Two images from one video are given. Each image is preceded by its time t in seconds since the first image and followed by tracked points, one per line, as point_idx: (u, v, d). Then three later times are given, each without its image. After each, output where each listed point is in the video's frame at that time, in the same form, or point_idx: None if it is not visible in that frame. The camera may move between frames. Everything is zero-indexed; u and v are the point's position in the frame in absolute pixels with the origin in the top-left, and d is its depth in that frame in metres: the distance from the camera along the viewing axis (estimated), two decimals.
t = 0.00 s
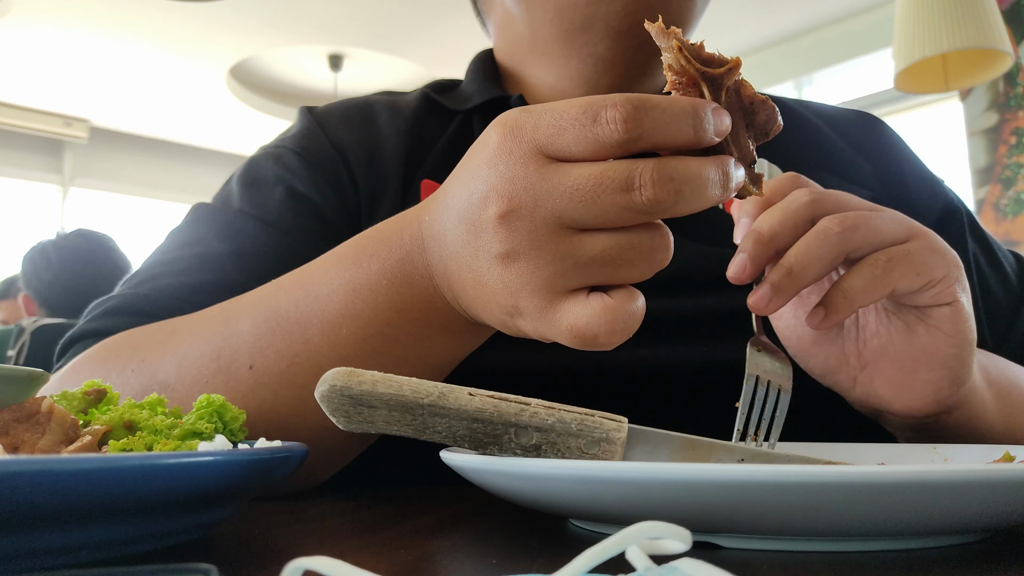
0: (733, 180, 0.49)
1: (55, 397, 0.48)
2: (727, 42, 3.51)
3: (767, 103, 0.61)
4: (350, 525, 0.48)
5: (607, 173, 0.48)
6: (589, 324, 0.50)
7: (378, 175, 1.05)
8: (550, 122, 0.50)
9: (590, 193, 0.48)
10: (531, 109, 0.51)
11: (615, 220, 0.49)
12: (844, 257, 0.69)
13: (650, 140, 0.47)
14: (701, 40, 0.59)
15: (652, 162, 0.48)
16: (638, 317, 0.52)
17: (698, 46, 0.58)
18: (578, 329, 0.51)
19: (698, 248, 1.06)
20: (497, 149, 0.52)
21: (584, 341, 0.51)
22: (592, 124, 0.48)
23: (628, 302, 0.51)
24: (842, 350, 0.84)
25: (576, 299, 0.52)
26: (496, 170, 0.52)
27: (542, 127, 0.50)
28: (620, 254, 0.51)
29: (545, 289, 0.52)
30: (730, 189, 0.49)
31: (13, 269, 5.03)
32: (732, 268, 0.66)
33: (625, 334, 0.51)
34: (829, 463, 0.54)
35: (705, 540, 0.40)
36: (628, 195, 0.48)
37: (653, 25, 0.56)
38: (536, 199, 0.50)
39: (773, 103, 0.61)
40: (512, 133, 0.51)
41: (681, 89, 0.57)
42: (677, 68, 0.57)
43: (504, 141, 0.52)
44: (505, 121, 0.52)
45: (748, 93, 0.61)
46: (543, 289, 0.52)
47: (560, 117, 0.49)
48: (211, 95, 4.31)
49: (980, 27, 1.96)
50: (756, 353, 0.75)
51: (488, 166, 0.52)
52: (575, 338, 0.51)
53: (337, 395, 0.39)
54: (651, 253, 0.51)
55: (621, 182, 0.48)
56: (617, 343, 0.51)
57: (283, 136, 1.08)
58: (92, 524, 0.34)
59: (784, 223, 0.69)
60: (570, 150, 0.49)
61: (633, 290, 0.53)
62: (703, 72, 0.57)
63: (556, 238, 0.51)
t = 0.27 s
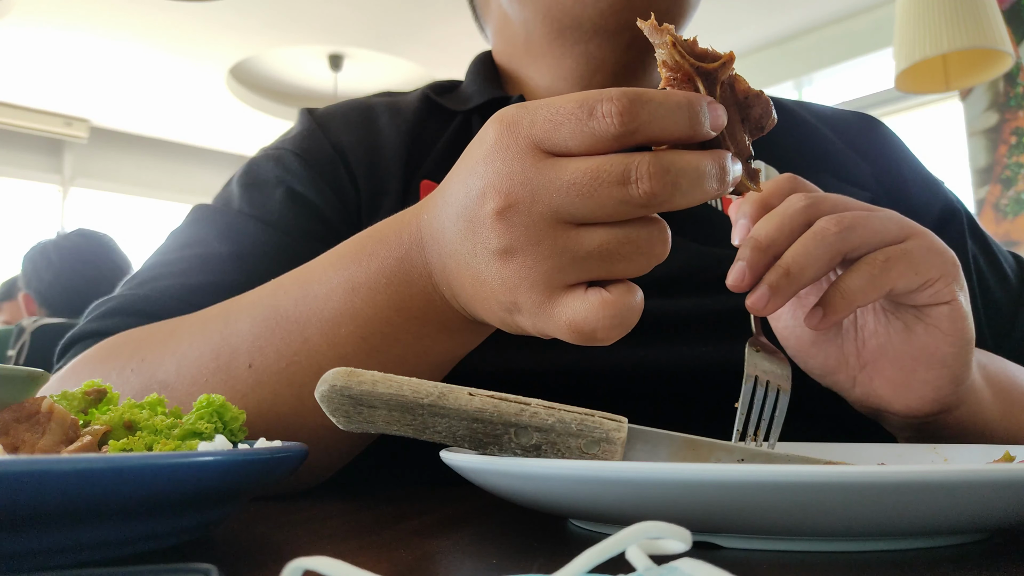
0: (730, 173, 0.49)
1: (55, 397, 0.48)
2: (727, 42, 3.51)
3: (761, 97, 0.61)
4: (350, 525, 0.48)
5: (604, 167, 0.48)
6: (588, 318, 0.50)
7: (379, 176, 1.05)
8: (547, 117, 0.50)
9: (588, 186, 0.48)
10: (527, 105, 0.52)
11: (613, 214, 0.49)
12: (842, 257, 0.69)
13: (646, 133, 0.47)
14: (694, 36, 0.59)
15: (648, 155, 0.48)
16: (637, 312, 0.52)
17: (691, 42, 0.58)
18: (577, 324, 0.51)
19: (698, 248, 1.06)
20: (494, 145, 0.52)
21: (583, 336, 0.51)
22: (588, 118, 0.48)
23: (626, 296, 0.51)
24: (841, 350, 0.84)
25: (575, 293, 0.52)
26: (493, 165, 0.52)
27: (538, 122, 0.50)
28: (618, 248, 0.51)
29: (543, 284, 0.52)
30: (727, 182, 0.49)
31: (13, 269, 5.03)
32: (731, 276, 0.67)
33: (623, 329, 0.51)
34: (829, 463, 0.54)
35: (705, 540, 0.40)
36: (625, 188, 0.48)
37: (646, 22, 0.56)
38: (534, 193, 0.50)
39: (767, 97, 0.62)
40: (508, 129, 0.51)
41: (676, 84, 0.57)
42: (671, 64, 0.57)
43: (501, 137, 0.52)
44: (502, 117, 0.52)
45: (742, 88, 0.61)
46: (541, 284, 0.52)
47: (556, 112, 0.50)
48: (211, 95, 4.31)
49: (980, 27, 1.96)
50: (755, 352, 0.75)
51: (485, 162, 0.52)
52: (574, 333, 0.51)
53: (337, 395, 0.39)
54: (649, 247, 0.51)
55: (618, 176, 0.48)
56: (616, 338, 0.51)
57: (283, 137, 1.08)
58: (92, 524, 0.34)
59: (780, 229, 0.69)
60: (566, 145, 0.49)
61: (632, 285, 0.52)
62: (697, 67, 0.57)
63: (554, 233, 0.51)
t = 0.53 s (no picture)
0: (730, 168, 0.49)
1: (55, 396, 0.48)
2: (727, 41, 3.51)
3: (759, 92, 0.61)
4: (350, 525, 0.48)
5: (603, 163, 0.48)
6: (589, 315, 0.50)
7: (379, 177, 1.05)
8: (546, 114, 0.50)
9: (587, 183, 0.48)
10: (526, 103, 0.52)
11: (613, 210, 0.49)
12: (840, 258, 0.69)
13: (645, 129, 0.47)
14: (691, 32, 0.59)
15: (647, 151, 0.48)
16: (638, 308, 0.52)
17: (689, 38, 0.58)
18: (578, 321, 0.51)
19: (698, 248, 1.06)
20: (493, 143, 0.52)
21: (584, 333, 0.51)
22: (587, 115, 0.48)
23: (627, 292, 0.51)
24: (841, 351, 0.84)
25: (576, 291, 0.52)
26: (493, 164, 0.52)
27: (537, 120, 0.50)
28: (618, 245, 0.51)
29: (544, 281, 0.52)
30: (727, 178, 0.49)
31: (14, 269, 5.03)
32: (731, 279, 0.66)
33: (624, 325, 0.51)
34: (829, 463, 0.54)
35: (705, 540, 0.40)
36: (625, 185, 0.48)
37: (644, 19, 0.56)
38: (533, 191, 0.50)
39: (765, 92, 0.62)
40: (507, 127, 0.51)
41: (675, 80, 0.57)
42: (669, 60, 0.57)
43: (500, 135, 0.52)
44: (500, 115, 0.52)
45: (740, 84, 0.61)
46: (542, 282, 0.52)
47: (555, 110, 0.50)
48: (211, 95, 4.31)
49: (980, 27, 1.96)
50: (755, 353, 0.75)
51: (485, 160, 0.52)
52: (575, 330, 0.51)
53: (337, 395, 0.39)
54: (650, 243, 0.51)
55: (618, 172, 0.48)
56: (617, 334, 0.51)
57: (284, 137, 1.08)
58: (92, 524, 0.34)
59: (778, 231, 0.69)
60: (565, 142, 0.49)
61: (632, 281, 0.53)
62: (695, 63, 0.57)
63: (554, 230, 0.51)
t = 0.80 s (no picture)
0: (730, 168, 0.49)
1: (55, 396, 0.48)
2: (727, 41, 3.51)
3: (759, 92, 0.61)
4: (351, 525, 0.48)
5: (603, 162, 0.48)
6: (589, 314, 0.50)
7: (379, 177, 1.05)
8: (546, 113, 0.50)
9: (588, 181, 0.48)
10: (526, 102, 0.52)
11: (614, 209, 0.49)
12: (840, 258, 0.69)
13: (646, 128, 0.47)
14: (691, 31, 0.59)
15: (647, 150, 0.48)
16: (639, 307, 0.52)
17: (689, 37, 0.58)
18: (578, 320, 0.51)
19: (698, 248, 1.06)
20: (493, 142, 0.52)
21: (585, 332, 0.51)
22: (587, 114, 0.48)
23: (628, 291, 0.51)
24: (840, 351, 0.84)
25: (577, 289, 0.52)
26: (493, 163, 0.52)
27: (537, 118, 0.50)
28: (619, 244, 0.51)
29: (545, 280, 0.52)
30: (728, 177, 0.49)
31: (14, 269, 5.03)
32: (730, 280, 0.66)
33: (625, 324, 0.51)
34: (829, 463, 0.54)
35: (705, 540, 0.40)
36: (625, 183, 0.48)
37: (644, 18, 0.56)
38: (534, 189, 0.50)
39: (765, 92, 0.62)
40: (508, 125, 0.52)
41: (676, 80, 0.57)
42: (669, 60, 0.57)
43: (501, 134, 0.52)
44: (501, 114, 0.52)
45: (740, 83, 0.61)
46: (543, 280, 0.52)
47: (556, 108, 0.50)
48: (212, 95, 4.31)
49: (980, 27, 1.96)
50: (755, 353, 0.75)
51: (485, 159, 0.52)
52: (576, 329, 0.51)
53: (337, 395, 0.39)
54: (650, 243, 0.51)
55: (618, 171, 0.48)
56: (617, 333, 0.51)
57: (285, 138, 1.08)
58: (92, 524, 0.34)
59: (778, 233, 0.69)
60: (566, 141, 0.49)
61: (633, 280, 0.53)
62: (696, 62, 0.57)
63: (555, 229, 0.51)
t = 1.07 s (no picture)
0: (733, 172, 0.49)
1: (55, 397, 0.48)
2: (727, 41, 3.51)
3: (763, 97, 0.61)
4: (350, 525, 0.48)
5: (607, 166, 0.48)
6: (592, 317, 0.50)
7: (381, 177, 1.05)
8: (550, 116, 0.50)
9: (591, 185, 0.48)
10: (530, 105, 0.52)
11: (617, 213, 0.49)
12: (840, 259, 0.69)
13: (649, 132, 0.47)
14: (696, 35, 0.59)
15: (651, 154, 0.48)
16: (641, 311, 0.52)
17: (693, 41, 0.58)
18: (581, 324, 0.51)
19: (698, 248, 1.06)
20: (496, 145, 0.52)
21: (587, 335, 0.51)
22: (591, 118, 0.48)
23: (630, 295, 0.51)
24: (841, 351, 0.84)
25: (579, 293, 0.52)
26: (497, 166, 0.52)
27: (541, 122, 0.50)
28: (621, 247, 0.51)
29: (548, 283, 0.52)
30: (730, 181, 0.49)
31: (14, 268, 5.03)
32: (731, 280, 0.67)
33: (627, 328, 0.51)
34: (828, 463, 0.54)
35: (705, 540, 0.40)
36: (629, 187, 0.48)
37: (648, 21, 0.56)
38: (537, 193, 0.50)
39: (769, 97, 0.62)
40: (511, 128, 0.52)
41: (679, 84, 0.57)
42: (673, 63, 0.57)
43: (504, 137, 0.52)
44: (504, 117, 0.52)
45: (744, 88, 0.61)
46: (545, 284, 0.52)
47: (559, 112, 0.50)
48: (212, 95, 4.31)
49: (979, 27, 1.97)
50: (755, 353, 0.75)
51: (489, 162, 0.52)
52: (578, 333, 0.51)
53: (337, 395, 0.39)
54: (652, 246, 0.51)
55: (621, 174, 0.48)
56: (620, 337, 0.51)
57: (286, 137, 1.08)
58: (91, 524, 0.34)
59: (779, 233, 0.69)
60: (570, 144, 0.49)
61: (635, 283, 0.53)
62: (699, 66, 0.57)
63: (558, 232, 0.51)
